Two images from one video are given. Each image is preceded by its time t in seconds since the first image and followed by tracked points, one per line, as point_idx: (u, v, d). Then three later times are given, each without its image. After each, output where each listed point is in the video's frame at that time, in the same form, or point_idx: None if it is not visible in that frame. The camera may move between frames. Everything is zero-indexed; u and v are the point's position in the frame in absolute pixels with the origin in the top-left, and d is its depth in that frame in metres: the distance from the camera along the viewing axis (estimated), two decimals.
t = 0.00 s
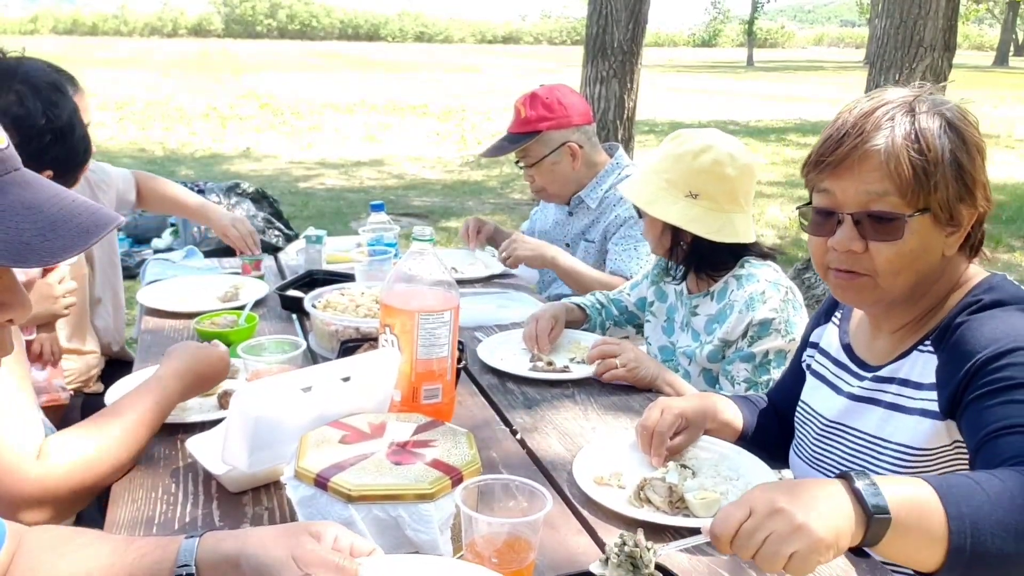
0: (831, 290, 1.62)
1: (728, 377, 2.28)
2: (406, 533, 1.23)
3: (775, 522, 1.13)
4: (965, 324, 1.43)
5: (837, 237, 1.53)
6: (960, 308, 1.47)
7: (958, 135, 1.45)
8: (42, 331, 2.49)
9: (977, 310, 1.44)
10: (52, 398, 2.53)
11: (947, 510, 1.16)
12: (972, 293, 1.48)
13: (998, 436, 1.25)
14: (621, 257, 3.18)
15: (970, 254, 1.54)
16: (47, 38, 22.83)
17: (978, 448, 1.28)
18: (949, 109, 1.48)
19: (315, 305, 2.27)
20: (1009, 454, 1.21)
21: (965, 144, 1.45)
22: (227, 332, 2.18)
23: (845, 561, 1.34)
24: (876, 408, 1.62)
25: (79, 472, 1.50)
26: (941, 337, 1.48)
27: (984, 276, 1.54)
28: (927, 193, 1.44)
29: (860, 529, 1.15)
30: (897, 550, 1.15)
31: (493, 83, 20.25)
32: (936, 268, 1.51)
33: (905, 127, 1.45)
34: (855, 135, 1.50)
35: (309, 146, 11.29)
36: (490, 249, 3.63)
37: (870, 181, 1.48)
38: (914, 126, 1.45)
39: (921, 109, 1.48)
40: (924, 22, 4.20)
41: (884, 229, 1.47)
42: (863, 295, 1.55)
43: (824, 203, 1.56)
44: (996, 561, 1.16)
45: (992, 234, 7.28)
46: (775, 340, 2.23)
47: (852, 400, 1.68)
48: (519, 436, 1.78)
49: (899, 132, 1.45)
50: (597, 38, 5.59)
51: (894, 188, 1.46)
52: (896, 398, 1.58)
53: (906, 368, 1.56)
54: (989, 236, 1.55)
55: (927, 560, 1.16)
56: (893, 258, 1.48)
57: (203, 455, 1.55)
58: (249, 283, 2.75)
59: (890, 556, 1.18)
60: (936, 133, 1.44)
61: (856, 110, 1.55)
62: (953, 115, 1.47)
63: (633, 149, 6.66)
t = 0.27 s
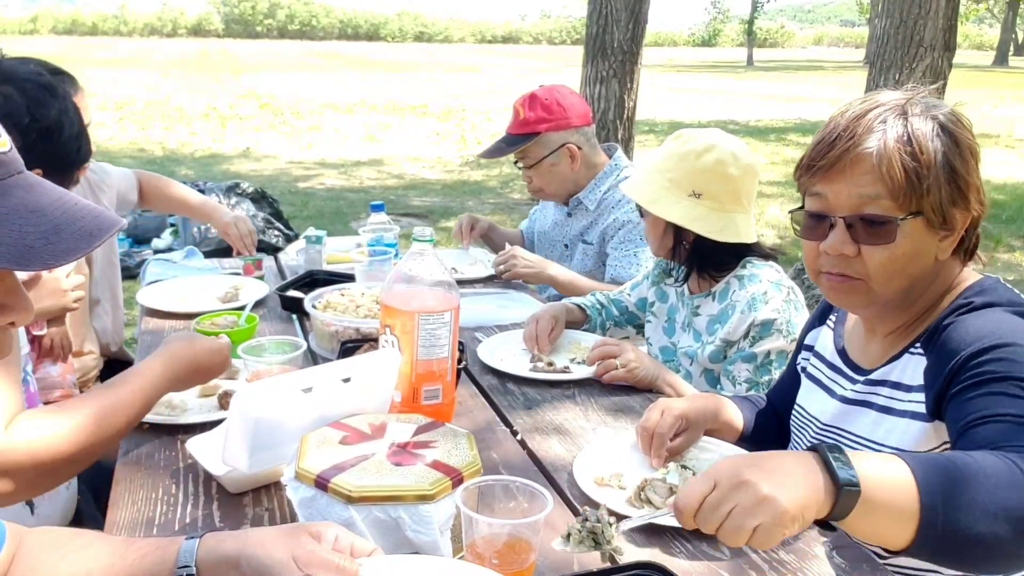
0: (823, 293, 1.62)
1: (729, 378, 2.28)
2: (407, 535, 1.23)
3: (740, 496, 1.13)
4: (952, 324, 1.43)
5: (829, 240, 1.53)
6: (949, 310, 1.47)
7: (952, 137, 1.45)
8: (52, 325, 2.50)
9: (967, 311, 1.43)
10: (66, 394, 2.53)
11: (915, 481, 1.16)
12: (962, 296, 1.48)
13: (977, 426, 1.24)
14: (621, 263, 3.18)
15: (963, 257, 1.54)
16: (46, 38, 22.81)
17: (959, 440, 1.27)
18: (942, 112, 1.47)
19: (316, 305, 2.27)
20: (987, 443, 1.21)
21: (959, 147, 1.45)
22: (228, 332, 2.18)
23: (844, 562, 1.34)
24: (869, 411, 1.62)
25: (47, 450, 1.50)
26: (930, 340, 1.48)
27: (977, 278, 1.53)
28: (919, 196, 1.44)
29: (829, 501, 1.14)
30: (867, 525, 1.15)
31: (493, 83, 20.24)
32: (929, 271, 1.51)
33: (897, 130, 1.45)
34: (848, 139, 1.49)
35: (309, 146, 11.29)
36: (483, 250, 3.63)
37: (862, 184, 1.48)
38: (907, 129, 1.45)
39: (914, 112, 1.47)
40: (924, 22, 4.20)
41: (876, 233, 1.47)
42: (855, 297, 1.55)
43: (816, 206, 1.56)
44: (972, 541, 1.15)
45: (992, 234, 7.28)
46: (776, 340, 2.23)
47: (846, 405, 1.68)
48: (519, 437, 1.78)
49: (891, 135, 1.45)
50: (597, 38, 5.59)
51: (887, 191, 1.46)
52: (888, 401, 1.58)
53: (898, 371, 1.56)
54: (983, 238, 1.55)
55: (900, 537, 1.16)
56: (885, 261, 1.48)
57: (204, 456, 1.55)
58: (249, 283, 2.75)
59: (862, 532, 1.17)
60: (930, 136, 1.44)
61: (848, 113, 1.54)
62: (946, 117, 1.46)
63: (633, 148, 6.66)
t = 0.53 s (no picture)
0: (807, 286, 1.62)
1: (728, 378, 2.27)
2: (407, 535, 1.23)
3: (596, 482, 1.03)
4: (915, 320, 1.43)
5: (816, 231, 1.53)
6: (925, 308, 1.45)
7: (949, 139, 1.43)
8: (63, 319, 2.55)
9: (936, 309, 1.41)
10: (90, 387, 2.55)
11: (777, 451, 1.08)
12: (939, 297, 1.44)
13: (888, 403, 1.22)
14: (620, 266, 3.18)
15: (955, 264, 1.53)
16: (46, 38, 22.81)
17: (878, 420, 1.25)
18: (944, 114, 1.46)
19: (316, 305, 2.27)
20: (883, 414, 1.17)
21: (956, 149, 1.43)
22: (228, 332, 2.17)
23: (844, 561, 1.34)
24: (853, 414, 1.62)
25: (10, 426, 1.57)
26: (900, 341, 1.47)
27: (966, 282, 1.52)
28: (909, 194, 1.43)
29: (690, 483, 1.06)
30: (726, 503, 1.06)
31: (493, 83, 20.23)
32: (916, 272, 1.50)
33: (894, 126, 1.44)
34: (844, 131, 1.49)
35: (309, 146, 11.29)
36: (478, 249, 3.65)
37: (853, 175, 1.47)
38: (904, 126, 1.44)
39: (913, 110, 1.46)
40: (924, 22, 4.20)
41: (864, 227, 1.46)
42: (838, 291, 1.55)
43: (808, 196, 1.56)
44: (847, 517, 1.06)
45: (992, 234, 7.28)
46: (776, 341, 2.23)
47: (833, 407, 1.68)
48: (520, 437, 1.78)
49: (887, 131, 1.44)
50: (597, 38, 5.59)
51: (877, 185, 1.45)
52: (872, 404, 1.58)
53: (877, 375, 1.58)
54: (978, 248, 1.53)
55: (763, 515, 1.07)
56: (870, 257, 1.48)
57: (204, 457, 1.55)
58: (248, 283, 2.75)
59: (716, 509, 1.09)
60: (927, 135, 1.43)
61: (850, 107, 1.54)
62: (948, 120, 1.45)
63: (632, 148, 6.66)
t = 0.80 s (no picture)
0: (794, 279, 1.63)
1: (727, 377, 2.27)
2: (407, 534, 1.23)
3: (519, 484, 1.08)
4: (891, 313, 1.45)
5: (801, 226, 1.54)
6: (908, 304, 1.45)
7: (937, 136, 1.42)
8: (72, 315, 2.57)
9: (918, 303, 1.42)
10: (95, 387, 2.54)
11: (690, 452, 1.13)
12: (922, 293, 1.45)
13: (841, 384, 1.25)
14: (618, 269, 3.16)
15: (945, 261, 1.51)
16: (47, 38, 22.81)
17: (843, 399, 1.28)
18: (932, 111, 1.45)
19: (315, 304, 2.27)
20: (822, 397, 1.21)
21: (944, 146, 1.42)
22: (228, 331, 2.18)
23: (841, 559, 1.35)
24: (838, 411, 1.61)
25: (13, 406, 1.58)
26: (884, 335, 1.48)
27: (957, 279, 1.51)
28: (892, 189, 1.42)
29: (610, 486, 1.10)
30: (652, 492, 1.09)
31: (493, 83, 20.24)
32: (902, 269, 1.50)
33: (879, 122, 1.44)
34: (829, 126, 1.49)
35: (309, 146, 11.31)
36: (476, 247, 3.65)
37: (837, 171, 1.48)
38: (888, 122, 1.43)
39: (901, 106, 1.46)
40: (923, 22, 4.20)
41: (846, 222, 1.47)
42: (822, 286, 1.56)
43: (796, 192, 1.57)
44: (765, 500, 1.10)
45: (992, 234, 7.29)
46: (774, 340, 2.23)
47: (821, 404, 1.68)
48: (520, 436, 1.78)
49: (871, 126, 1.44)
50: (597, 39, 5.60)
51: (860, 180, 1.45)
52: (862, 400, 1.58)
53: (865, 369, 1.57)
54: (969, 246, 1.52)
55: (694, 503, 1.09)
56: (853, 252, 1.48)
57: (205, 455, 1.55)
58: (248, 282, 2.75)
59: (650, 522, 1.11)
60: (913, 131, 1.42)
61: (841, 101, 1.54)
62: (936, 117, 1.44)
63: (632, 148, 6.66)
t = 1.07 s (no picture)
0: (808, 286, 1.62)
1: (729, 379, 2.27)
2: (409, 538, 1.22)
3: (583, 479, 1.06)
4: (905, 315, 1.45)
5: (814, 232, 1.53)
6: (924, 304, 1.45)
7: (943, 135, 1.43)
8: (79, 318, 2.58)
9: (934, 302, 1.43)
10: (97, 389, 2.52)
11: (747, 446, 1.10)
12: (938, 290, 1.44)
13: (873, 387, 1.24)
14: (616, 273, 3.20)
15: (954, 259, 1.52)
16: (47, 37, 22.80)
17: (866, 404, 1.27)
18: (935, 110, 1.46)
19: (316, 306, 2.27)
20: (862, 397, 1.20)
21: (950, 145, 1.43)
22: (229, 333, 2.17)
23: (845, 564, 1.34)
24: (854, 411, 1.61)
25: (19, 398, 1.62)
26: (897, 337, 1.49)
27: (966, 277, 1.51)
28: (904, 191, 1.42)
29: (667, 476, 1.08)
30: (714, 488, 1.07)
31: (494, 83, 20.23)
32: (916, 269, 1.50)
33: (886, 125, 1.44)
34: (835, 132, 1.50)
35: (310, 146, 11.31)
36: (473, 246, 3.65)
37: (847, 175, 1.48)
38: (896, 125, 1.44)
39: (905, 108, 1.47)
40: (925, 23, 4.20)
41: (861, 226, 1.46)
42: (839, 291, 1.55)
43: (805, 199, 1.56)
44: (821, 495, 1.08)
45: (992, 234, 7.28)
46: (777, 343, 2.22)
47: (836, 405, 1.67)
48: (522, 439, 1.78)
49: (879, 129, 1.44)
50: (598, 39, 5.59)
51: (871, 184, 1.45)
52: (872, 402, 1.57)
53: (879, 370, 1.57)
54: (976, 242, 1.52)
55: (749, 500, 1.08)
56: (868, 255, 1.47)
57: (207, 459, 1.55)
58: (249, 284, 2.75)
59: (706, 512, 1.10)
60: (920, 132, 1.43)
61: (843, 106, 1.55)
62: (940, 117, 1.45)
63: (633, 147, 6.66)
